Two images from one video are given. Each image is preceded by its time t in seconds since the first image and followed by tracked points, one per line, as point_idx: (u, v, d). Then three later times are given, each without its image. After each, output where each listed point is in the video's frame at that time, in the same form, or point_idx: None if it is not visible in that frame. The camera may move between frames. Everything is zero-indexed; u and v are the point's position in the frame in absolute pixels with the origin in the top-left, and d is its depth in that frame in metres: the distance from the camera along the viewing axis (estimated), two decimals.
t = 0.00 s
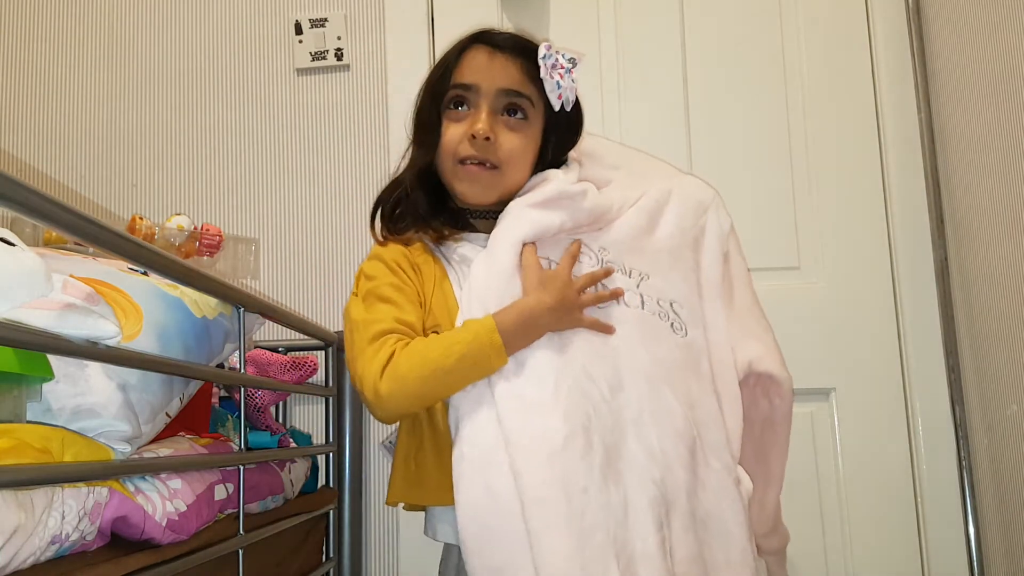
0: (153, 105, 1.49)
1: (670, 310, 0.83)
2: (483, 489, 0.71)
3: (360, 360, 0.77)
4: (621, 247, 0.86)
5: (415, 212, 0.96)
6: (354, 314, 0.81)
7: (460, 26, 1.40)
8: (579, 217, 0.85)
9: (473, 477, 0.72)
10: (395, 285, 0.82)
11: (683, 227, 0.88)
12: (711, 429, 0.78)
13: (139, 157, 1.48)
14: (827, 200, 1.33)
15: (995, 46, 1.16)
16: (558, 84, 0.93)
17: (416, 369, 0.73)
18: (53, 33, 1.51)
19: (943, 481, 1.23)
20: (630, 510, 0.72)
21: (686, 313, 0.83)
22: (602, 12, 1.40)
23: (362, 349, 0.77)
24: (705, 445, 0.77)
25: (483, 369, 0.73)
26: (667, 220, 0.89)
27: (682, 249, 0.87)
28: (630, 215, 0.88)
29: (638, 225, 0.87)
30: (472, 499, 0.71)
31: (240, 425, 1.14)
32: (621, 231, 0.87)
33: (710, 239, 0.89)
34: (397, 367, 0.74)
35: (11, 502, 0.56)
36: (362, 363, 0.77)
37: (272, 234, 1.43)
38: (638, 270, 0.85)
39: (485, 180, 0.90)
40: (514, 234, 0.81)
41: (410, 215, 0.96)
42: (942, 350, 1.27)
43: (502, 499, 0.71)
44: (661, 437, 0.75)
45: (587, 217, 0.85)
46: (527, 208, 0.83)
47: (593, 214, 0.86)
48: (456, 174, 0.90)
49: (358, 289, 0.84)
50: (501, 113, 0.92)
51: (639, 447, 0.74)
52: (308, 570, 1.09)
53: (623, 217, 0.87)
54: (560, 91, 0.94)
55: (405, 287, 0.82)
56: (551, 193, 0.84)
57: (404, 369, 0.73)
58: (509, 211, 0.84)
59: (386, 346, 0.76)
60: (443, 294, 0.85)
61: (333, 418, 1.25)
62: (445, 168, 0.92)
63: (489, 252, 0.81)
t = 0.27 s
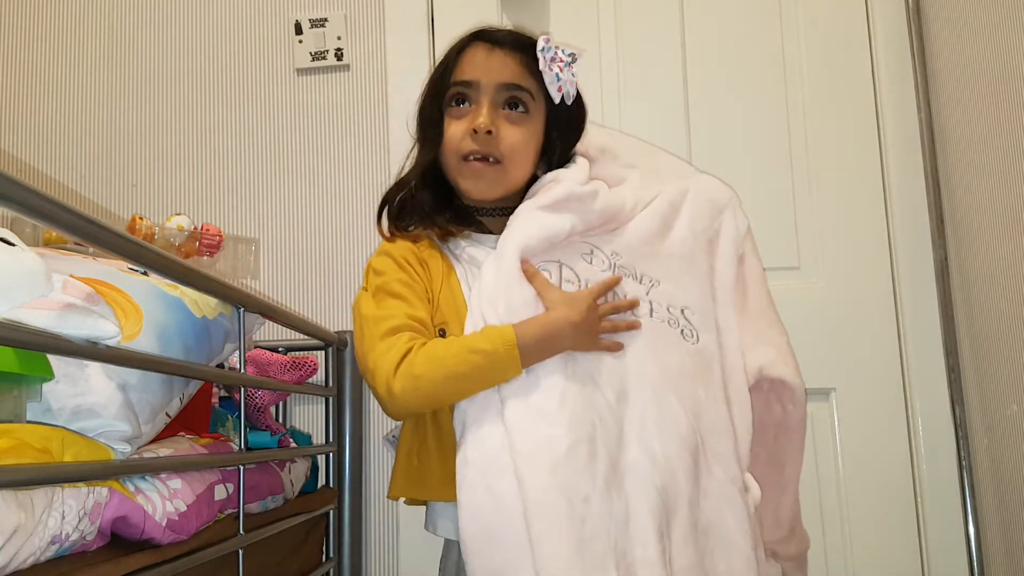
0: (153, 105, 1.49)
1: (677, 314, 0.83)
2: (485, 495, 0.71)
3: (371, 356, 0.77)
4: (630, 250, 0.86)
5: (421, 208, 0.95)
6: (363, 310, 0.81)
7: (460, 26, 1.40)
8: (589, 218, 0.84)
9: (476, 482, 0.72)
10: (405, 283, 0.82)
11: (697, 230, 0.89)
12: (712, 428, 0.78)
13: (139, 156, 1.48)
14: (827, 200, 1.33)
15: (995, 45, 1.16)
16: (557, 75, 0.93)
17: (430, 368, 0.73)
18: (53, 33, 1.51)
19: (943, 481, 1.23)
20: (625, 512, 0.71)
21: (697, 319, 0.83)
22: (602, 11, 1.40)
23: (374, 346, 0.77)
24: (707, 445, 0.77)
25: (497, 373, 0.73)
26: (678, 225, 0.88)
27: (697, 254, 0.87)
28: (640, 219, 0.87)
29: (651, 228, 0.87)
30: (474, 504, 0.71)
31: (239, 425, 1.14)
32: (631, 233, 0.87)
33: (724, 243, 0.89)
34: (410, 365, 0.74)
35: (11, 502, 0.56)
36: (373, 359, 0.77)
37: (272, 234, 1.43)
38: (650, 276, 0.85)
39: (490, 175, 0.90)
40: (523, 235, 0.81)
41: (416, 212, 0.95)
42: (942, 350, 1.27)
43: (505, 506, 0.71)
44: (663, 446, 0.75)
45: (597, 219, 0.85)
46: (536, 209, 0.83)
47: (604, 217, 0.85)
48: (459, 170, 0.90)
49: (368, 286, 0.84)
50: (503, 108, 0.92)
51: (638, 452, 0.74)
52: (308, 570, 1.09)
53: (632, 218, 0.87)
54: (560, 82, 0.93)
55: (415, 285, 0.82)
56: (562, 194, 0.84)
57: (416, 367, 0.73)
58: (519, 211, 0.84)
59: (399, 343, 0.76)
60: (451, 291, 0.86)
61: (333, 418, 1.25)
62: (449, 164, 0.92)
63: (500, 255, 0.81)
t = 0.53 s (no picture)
0: (153, 105, 1.49)
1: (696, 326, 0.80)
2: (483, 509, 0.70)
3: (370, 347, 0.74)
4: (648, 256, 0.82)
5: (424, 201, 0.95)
6: (369, 297, 0.79)
7: (460, 26, 1.40)
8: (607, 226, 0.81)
9: (476, 497, 0.71)
10: (415, 278, 0.80)
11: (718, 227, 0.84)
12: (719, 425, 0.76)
13: (138, 156, 1.48)
14: (827, 200, 1.33)
15: (995, 45, 1.16)
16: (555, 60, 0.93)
17: (429, 377, 0.69)
18: (53, 33, 1.51)
19: (943, 481, 1.23)
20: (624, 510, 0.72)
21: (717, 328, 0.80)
22: (601, 12, 1.40)
23: (375, 336, 0.74)
24: (712, 445, 0.75)
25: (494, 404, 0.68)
26: (695, 224, 0.85)
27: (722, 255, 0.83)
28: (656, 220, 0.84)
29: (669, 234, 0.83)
30: (472, 518, 0.70)
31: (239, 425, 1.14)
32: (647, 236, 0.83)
33: (745, 240, 0.85)
34: (410, 368, 0.70)
35: (11, 502, 0.56)
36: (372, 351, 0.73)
37: (271, 234, 1.43)
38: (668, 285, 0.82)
39: (500, 160, 0.89)
40: (542, 249, 0.77)
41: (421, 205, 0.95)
42: (942, 349, 1.27)
43: (505, 521, 0.69)
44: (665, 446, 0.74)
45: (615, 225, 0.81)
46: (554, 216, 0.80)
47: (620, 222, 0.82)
48: (465, 158, 0.90)
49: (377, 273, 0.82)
50: (506, 94, 0.92)
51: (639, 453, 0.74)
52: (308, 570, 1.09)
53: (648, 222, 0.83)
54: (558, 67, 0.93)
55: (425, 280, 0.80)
56: (582, 202, 0.80)
57: (415, 372, 0.69)
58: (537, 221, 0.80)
59: (405, 340, 0.72)
60: (460, 283, 0.84)
61: (333, 417, 1.25)
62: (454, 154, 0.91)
63: (519, 266, 0.76)
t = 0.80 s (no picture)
0: (153, 105, 1.49)
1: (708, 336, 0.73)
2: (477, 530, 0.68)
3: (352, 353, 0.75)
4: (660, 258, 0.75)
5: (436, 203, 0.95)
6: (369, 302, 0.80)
7: (460, 26, 1.40)
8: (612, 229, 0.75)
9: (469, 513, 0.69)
10: (407, 285, 0.79)
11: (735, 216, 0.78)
12: (725, 428, 0.70)
13: (138, 156, 1.48)
14: (828, 200, 1.33)
15: (995, 45, 1.16)
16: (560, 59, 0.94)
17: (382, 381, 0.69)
18: (53, 32, 1.51)
19: (943, 481, 1.23)
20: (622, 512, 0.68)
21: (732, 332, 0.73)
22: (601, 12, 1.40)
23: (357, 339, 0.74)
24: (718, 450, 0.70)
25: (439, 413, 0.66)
26: (712, 221, 0.77)
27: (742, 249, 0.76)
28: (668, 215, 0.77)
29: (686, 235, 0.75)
30: (465, 537, 0.68)
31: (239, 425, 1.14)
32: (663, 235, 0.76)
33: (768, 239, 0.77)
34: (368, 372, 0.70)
35: (11, 502, 0.56)
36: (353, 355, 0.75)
37: (272, 234, 1.43)
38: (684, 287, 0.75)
39: (525, 159, 0.90)
40: (546, 256, 0.73)
41: (432, 207, 0.94)
42: (942, 349, 1.27)
43: (493, 542, 0.67)
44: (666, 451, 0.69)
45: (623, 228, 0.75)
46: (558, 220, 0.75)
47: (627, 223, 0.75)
48: (484, 159, 0.90)
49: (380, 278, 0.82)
50: (524, 97, 0.93)
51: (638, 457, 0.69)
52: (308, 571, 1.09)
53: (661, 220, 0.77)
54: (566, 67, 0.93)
55: (419, 284, 0.80)
56: (585, 208, 0.74)
57: (370, 377, 0.70)
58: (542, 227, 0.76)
59: (380, 344, 0.72)
60: (463, 289, 0.84)
61: (334, 416, 1.25)
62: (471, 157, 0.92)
63: (522, 278, 0.72)
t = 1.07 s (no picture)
0: (154, 105, 1.49)
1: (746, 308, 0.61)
2: None
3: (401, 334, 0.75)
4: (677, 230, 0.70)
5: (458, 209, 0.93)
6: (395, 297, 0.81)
7: (460, 25, 1.40)
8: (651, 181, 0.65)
9: None
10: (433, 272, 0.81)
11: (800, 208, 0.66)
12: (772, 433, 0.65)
13: (138, 156, 1.48)
14: (828, 200, 1.33)
15: (995, 44, 1.15)
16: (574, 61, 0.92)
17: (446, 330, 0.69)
18: (53, 32, 1.51)
19: (943, 481, 1.24)
20: (716, 567, 0.45)
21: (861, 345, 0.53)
22: (602, 12, 1.40)
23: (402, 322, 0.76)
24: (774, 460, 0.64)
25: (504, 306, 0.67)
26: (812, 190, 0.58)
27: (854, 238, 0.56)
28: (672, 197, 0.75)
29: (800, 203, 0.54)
30: None
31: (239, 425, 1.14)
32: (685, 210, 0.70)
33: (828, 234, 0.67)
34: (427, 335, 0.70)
35: (11, 502, 0.56)
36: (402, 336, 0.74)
37: (272, 234, 1.43)
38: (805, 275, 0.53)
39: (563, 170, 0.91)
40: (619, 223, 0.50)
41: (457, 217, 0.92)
42: (942, 349, 1.27)
43: None
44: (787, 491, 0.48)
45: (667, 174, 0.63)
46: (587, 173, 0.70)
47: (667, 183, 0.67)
48: (518, 166, 0.91)
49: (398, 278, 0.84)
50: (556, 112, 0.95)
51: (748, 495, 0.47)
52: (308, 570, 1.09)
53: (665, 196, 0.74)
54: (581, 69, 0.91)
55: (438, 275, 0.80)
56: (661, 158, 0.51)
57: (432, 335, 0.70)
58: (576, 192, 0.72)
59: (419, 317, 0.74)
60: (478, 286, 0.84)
61: (334, 416, 1.26)
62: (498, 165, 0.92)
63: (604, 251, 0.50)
